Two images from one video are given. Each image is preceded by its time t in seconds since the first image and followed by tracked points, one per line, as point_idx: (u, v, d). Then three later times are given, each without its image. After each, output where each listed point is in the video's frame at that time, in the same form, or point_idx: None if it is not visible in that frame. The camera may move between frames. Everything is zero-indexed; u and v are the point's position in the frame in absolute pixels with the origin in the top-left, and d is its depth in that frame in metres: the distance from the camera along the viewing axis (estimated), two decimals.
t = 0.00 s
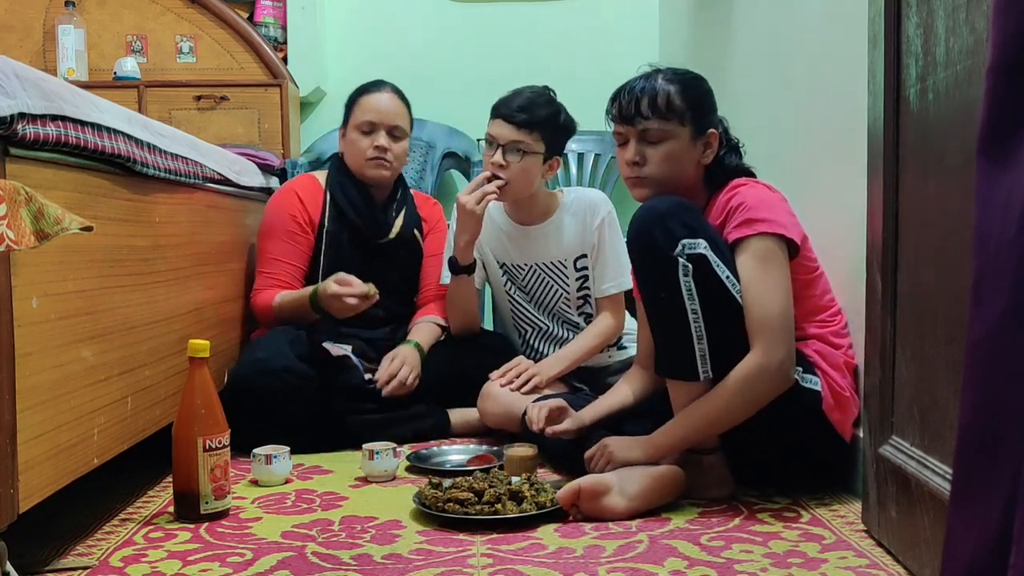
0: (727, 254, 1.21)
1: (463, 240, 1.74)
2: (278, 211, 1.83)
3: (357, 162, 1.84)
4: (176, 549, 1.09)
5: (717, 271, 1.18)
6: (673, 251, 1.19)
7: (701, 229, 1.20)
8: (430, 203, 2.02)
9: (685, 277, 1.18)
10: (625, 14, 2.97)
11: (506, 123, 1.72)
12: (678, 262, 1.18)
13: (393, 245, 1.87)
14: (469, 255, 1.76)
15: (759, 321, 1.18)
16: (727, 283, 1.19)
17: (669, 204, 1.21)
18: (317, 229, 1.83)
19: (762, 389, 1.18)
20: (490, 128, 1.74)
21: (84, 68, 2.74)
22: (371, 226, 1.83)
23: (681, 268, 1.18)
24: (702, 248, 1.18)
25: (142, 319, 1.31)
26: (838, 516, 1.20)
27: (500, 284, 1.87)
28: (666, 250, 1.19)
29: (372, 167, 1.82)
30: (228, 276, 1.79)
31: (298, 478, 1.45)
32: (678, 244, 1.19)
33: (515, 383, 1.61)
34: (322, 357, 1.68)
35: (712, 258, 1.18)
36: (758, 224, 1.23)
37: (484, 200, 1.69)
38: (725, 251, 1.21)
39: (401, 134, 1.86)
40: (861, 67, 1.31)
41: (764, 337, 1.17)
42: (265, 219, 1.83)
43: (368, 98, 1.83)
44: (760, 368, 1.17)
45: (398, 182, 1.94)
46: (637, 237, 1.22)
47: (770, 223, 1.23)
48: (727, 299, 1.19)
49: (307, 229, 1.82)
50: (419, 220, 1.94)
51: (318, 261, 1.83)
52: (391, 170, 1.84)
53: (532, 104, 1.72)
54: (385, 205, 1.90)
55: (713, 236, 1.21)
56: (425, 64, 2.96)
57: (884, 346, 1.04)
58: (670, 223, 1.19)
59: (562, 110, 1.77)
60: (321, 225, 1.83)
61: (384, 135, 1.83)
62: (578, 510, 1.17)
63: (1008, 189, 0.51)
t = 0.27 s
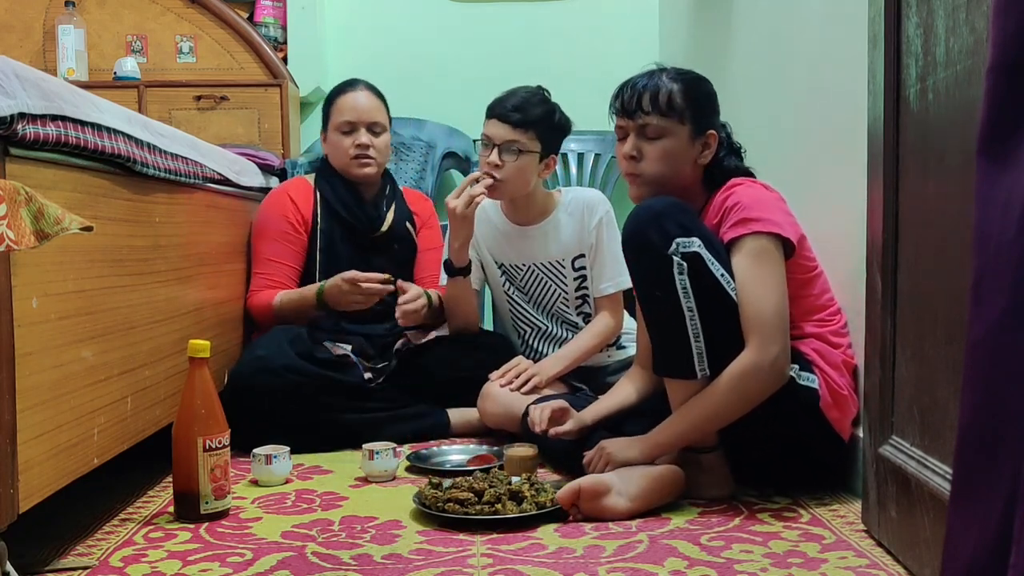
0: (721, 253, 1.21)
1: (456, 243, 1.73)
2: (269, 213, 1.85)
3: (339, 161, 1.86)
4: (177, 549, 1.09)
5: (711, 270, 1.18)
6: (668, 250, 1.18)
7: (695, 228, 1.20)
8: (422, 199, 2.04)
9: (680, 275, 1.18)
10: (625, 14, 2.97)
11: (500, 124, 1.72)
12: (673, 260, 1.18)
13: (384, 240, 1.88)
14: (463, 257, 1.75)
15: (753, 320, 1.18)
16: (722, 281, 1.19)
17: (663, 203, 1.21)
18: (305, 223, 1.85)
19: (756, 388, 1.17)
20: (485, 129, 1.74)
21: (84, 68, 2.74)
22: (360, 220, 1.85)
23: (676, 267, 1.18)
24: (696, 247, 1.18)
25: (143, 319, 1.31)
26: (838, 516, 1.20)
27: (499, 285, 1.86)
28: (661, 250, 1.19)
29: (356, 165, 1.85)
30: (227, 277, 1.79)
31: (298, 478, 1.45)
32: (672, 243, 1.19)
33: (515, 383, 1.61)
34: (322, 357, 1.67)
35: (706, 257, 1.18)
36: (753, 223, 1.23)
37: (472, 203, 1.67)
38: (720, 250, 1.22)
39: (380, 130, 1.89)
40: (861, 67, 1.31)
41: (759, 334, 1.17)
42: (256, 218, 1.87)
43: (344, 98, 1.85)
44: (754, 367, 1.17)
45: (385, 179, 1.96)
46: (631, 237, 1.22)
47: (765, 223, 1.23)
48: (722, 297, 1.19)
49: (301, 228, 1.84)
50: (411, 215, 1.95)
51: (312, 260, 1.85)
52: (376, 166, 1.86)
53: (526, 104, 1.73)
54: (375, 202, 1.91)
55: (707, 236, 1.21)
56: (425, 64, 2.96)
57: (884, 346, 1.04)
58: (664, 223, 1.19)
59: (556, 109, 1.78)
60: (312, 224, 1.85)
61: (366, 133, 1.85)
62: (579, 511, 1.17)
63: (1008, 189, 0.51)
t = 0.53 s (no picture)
0: (718, 252, 1.22)
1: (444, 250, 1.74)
2: (263, 216, 1.86)
3: (329, 163, 1.88)
4: (177, 549, 1.09)
5: (709, 268, 1.19)
6: (665, 249, 1.19)
7: (692, 227, 1.20)
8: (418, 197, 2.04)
9: (678, 274, 1.18)
10: (626, 14, 2.97)
11: (507, 112, 1.78)
12: (670, 260, 1.18)
13: (380, 239, 1.89)
14: (456, 262, 1.76)
15: (749, 320, 1.18)
16: (720, 280, 1.19)
17: (660, 203, 1.21)
18: (300, 224, 1.86)
19: (752, 389, 1.17)
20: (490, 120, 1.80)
21: (84, 68, 2.74)
22: (354, 219, 1.85)
23: (674, 267, 1.18)
24: (693, 246, 1.18)
25: (143, 318, 1.31)
26: (838, 516, 1.20)
27: (498, 285, 1.86)
28: (658, 249, 1.19)
29: (344, 167, 1.87)
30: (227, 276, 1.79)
31: (298, 478, 1.45)
32: (669, 242, 1.19)
33: (515, 384, 1.61)
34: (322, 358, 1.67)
35: (704, 255, 1.19)
36: (750, 222, 1.23)
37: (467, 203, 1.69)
38: (717, 249, 1.22)
39: (367, 129, 1.90)
40: (861, 67, 1.31)
41: (756, 333, 1.17)
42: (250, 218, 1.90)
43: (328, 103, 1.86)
44: (749, 368, 1.17)
45: (379, 178, 1.97)
46: (628, 237, 1.22)
47: (762, 222, 1.23)
48: (719, 296, 1.20)
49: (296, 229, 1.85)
50: (406, 212, 1.95)
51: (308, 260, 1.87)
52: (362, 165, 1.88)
53: (531, 94, 1.79)
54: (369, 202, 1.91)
55: (704, 235, 1.21)
56: (425, 64, 2.96)
57: (883, 346, 1.04)
58: (662, 222, 1.19)
59: (561, 110, 1.84)
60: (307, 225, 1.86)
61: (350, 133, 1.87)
62: (579, 511, 1.17)
63: (1008, 189, 0.51)
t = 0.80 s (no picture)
0: (717, 253, 1.22)
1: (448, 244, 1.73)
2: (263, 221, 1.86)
3: (331, 166, 1.86)
4: (177, 549, 1.09)
5: (707, 268, 1.19)
6: (664, 249, 1.19)
7: (690, 227, 1.20)
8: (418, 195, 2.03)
9: (677, 274, 1.18)
10: (626, 14, 2.97)
11: (517, 108, 1.79)
12: (669, 260, 1.18)
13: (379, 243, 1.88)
14: (457, 257, 1.75)
15: (747, 320, 1.18)
16: (719, 279, 1.19)
17: (657, 204, 1.21)
18: (300, 230, 1.85)
19: (750, 388, 1.17)
20: (500, 116, 1.80)
21: (84, 68, 2.74)
22: (352, 222, 1.84)
23: (672, 267, 1.18)
24: (692, 246, 1.18)
25: (143, 318, 1.31)
26: (837, 516, 1.20)
27: (501, 284, 1.85)
28: (657, 249, 1.19)
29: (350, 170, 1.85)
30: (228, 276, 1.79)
31: (298, 478, 1.45)
32: (668, 242, 1.19)
33: (515, 383, 1.61)
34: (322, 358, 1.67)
35: (702, 255, 1.19)
36: (749, 223, 1.23)
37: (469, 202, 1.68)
38: (715, 249, 1.22)
39: (372, 131, 1.88)
40: (861, 67, 1.31)
41: (755, 332, 1.17)
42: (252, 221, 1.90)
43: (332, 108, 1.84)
44: (747, 367, 1.17)
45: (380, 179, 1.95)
46: (627, 238, 1.22)
47: (760, 222, 1.23)
48: (718, 297, 1.20)
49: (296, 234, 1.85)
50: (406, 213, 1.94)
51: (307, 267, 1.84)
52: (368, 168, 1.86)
53: (539, 92, 1.81)
54: (369, 205, 1.90)
55: (702, 235, 1.21)
56: (425, 64, 2.96)
57: (884, 346, 1.04)
58: (660, 222, 1.20)
59: (570, 108, 1.85)
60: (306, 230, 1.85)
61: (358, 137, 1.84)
62: (579, 512, 1.17)
63: (1008, 189, 0.51)
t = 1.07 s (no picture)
0: (716, 253, 1.22)
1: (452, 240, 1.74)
2: (258, 225, 1.85)
3: (331, 171, 1.84)
4: (176, 549, 1.09)
5: (706, 268, 1.19)
6: (663, 250, 1.19)
7: (688, 227, 1.20)
8: (415, 193, 2.02)
9: (675, 274, 1.18)
10: (626, 14, 2.97)
11: (525, 103, 1.79)
12: (668, 260, 1.18)
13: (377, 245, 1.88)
14: (460, 252, 1.76)
15: (746, 319, 1.18)
16: (717, 280, 1.19)
17: (655, 205, 1.21)
18: (296, 233, 1.85)
19: (750, 386, 1.17)
20: (507, 111, 1.81)
21: (84, 68, 2.74)
22: (347, 226, 1.84)
23: (671, 266, 1.18)
24: (690, 246, 1.19)
25: (143, 319, 1.31)
26: (838, 516, 1.20)
27: (504, 281, 1.86)
28: (655, 249, 1.19)
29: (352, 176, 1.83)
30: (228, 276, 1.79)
31: (298, 478, 1.45)
32: (667, 242, 1.19)
33: (515, 383, 1.61)
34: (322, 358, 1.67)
35: (700, 255, 1.19)
36: (747, 224, 1.23)
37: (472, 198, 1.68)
38: (714, 250, 1.22)
39: (371, 135, 1.85)
40: (861, 67, 1.31)
41: (753, 333, 1.17)
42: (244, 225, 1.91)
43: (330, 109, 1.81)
44: (747, 365, 1.16)
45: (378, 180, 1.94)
46: (625, 239, 1.22)
47: (759, 224, 1.23)
48: (717, 296, 1.20)
49: (293, 238, 1.84)
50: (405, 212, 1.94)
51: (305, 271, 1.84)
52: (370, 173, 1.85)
53: (548, 89, 1.82)
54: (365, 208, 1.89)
55: (700, 236, 1.21)
56: (425, 64, 2.96)
57: (883, 346, 1.04)
58: (658, 222, 1.20)
59: (576, 108, 1.85)
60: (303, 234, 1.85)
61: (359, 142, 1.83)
62: (579, 513, 1.17)
63: (1009, 188, 0.51)
